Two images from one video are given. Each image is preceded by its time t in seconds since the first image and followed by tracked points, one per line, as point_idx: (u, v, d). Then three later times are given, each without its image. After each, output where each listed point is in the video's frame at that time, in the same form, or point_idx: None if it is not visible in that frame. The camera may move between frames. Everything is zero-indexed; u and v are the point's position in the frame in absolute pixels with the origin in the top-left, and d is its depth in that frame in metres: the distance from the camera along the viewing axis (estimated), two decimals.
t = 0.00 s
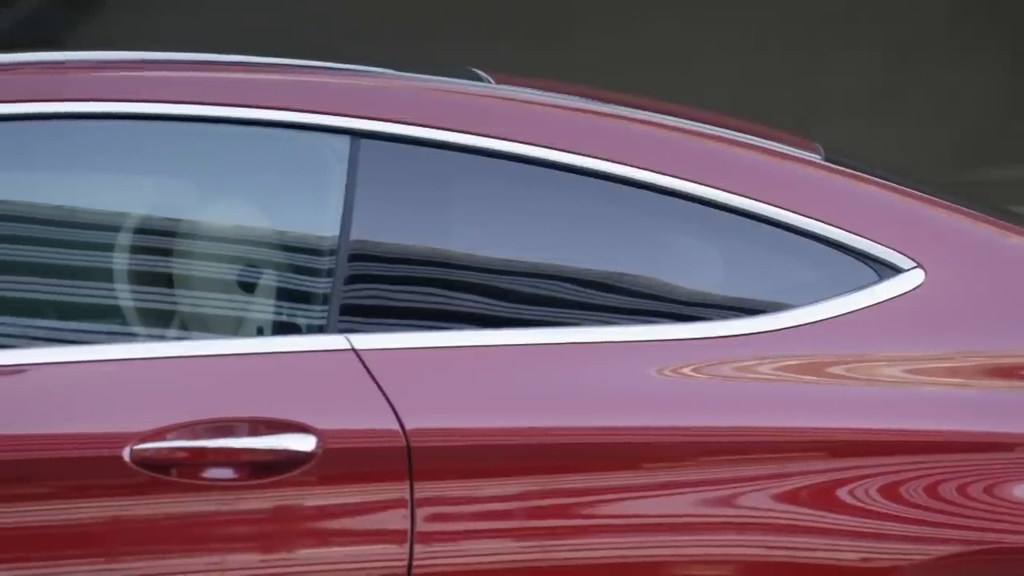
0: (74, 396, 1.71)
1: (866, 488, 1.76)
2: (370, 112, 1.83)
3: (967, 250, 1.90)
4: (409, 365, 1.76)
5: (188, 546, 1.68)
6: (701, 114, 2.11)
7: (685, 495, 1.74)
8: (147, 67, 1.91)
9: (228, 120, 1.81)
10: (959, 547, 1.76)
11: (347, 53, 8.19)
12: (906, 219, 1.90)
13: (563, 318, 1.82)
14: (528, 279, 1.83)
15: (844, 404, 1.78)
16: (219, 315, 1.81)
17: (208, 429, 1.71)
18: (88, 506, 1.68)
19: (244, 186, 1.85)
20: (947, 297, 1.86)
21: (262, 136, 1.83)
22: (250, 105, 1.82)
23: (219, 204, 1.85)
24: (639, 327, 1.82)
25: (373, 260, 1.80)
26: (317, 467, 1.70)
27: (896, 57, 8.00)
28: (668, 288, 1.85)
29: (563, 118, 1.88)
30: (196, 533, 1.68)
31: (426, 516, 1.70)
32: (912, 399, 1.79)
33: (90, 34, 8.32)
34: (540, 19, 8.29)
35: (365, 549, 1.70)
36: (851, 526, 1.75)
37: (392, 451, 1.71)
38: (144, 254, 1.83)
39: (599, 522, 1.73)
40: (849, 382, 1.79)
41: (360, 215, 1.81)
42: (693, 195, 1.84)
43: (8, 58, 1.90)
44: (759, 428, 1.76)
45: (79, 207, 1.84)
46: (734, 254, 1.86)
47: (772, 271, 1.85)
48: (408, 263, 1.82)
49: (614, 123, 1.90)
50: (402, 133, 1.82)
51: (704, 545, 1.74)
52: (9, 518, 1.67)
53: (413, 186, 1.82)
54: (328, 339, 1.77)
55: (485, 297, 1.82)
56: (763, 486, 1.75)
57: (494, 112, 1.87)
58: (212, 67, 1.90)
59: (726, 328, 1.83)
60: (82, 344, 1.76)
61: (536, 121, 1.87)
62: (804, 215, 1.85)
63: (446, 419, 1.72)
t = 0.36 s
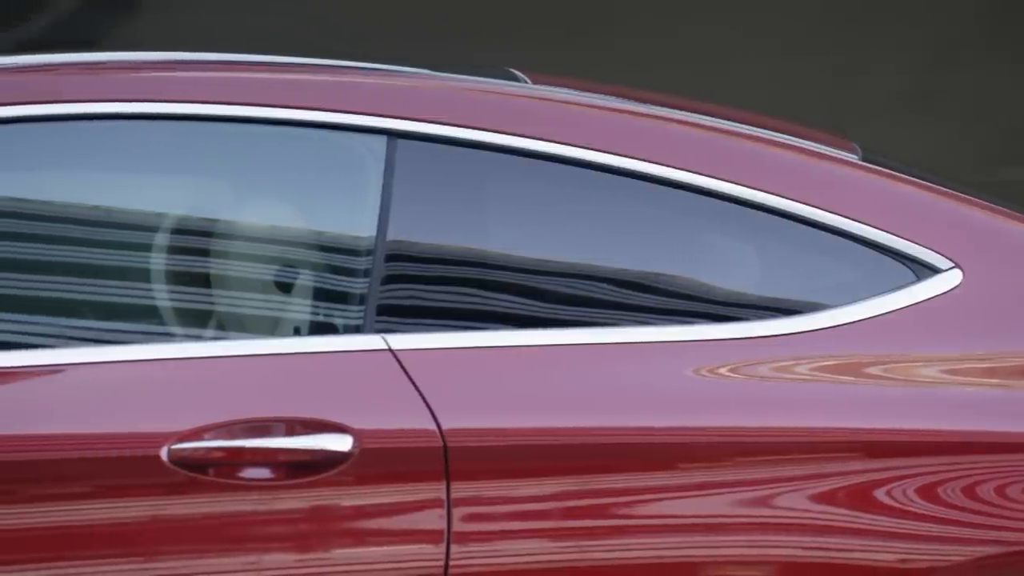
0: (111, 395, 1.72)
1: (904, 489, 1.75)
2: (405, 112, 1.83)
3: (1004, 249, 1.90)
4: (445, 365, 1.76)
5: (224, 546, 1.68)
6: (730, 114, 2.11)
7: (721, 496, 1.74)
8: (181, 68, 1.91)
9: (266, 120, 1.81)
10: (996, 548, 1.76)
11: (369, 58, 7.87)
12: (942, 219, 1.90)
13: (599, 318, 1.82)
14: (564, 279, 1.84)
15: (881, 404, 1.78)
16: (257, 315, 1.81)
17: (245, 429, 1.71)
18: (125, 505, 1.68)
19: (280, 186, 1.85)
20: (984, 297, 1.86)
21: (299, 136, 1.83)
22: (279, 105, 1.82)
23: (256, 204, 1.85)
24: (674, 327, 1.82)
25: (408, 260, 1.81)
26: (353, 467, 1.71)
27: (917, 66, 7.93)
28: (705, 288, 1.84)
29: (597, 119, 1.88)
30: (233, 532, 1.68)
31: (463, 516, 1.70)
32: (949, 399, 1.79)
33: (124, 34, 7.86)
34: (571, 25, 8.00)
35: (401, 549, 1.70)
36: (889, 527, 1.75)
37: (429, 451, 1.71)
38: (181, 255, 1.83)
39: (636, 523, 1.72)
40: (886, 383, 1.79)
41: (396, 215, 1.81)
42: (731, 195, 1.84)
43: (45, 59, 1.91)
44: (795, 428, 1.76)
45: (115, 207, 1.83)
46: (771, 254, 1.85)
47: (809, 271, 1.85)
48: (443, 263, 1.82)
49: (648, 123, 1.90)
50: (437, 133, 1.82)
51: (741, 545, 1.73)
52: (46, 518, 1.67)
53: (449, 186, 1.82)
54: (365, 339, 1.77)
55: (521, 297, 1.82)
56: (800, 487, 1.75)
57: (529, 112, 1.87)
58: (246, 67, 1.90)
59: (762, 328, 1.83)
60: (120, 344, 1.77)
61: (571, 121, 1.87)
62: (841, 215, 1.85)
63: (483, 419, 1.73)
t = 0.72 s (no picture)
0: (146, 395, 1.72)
1: (940, 489, 1.76)
2: (439, 112, 1.83)
3: None
4: (480, 365, 1.76)
5: (260, 545, 1.69)
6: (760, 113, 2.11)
7: (755, 496, 1.74)
8: (214, 68, 1.91)
9: (302, 120, 1.82)
10: None
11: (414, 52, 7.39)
12: (977, 219, 1.90)
13: (633, 318, 1.82)
14: (599, 279, 1.84)
15: (917, 405, 1.77)
16: (292, 315, 1.81)
17: (280, 429, 1.72)
18: (161, 505, 1.68)
19: (314, 186, 1.86)
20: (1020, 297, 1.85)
21: (333, 136, 1.83)
22: (312, 105, 1.82)
23: (291, 204, 1.85)
24: (709, 327, 1.82)
25: (443, 260, 1.81)
26: (388, 467, 1.71)
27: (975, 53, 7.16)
28: (739, 288, 1.84)
29: (631, 119, 1.88)
30: (269, 532, 1.69)
31: (498, 516, 1.71)
32: (985, 399, 1.79)
33: (152, 31, 7.43)
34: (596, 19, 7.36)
35: (436, 549, 1.70)
36: (924, 527, 1.75)
37: (463, 451, 1.71)
38: (216, 255, 1.83)
39: (670, 523, 1.72)
40: (923, 383, 1.79)
41: (431, 215, 1.82)
42: (766, 195, 1.84)
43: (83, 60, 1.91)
44: (830, 429, 1.75)
45: (150, 207, 1.83)
46: (806, 254, 1.85)
47: (844, 271, 1.85)
48: (477, 263, 1.82)
49: (682, 123, 1.90)
50: (472, 132, 1.82)
51: (775, 546, 1.73)
52: (83, 517, 1.68)
53: (484, 186, 1.83)
54: (400, 339, 1.77)
55: (555, 297, 1.82)
56: (834, 488, 1.75)
57: (564, 112, 1.87)
58: (279, 67, 1.90)
59: (797, 328, 1.82)
60: (156, 344, 1.77)
61: (605, 121, 1.87)
62: (877, 215, 1.85)
63: (518, 419, 1.73)
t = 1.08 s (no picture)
0: (183, 394, 1.72)
1: (976, 490, 1.76)
2: (475, 111, 1.83)
3: None
4: (516, 364, 1.76)
5: (296, 544, 1.69)
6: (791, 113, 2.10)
7: (791, 497, 1.74)
8: (251, 68, 1.91)
9: (339, 120, 1.82)
10: None
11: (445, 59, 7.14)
12: (1014, 218, 1.89)
13: (668, 318, 1.82)
14: (635, 279, 1.83)
15: (954, 405, 1.77)
16: (328, 315, 1.81)
17: (316, 429, 1.72)
18: (198, 504, 1.69)
19: (351, 186, 1.86)
20: None
21: (370, 136, 1.83)
22: (348, 105, 1.82)
23: (327, 204, 1.85)
24: (745, 327, 1.82)
25: (479, 260, 1.81)
26: (422, 467, 1.71)
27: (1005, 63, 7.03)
28: (776, 288, 1.84)
29: (667, 119, 1.88)
30: (305, 531, 1.69)
31: (534, 516, 1.71)
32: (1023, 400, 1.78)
33: (186, 31, 7.22)
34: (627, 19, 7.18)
35: (472, 548, 1.71)
36: (960, 528, 1.75)
37: (499, 451, 1.71)
38: (253, 255, 1.83)
39: (706, 524, 1.72)
40: (961, 384, 1.78)
41: (466, 215, 1.82)
42: (803, 195, 1.83)
43: (121, 61, 1.92)
44: (866, 429, 1.75)
45: (186, 207, 1.84)
46: (843, 253, 1.85)
47: (881, 271, 1.85)
48: (513, 263, 1.82)
49: (717, 123, 1.90)
50: (508, 132, 1.82)
51: (811, 546, 1.73)
52: (121, 516, 1.68)
53: (521, 187, 1.83)
54: (436, 339, 1.77)
55: (591, 297, 1.82)
56: (870, 489, 1.74)
57: (600, 113, 1.87)
58: (315, 67, 1.90)
59: (834, 328, 1.82)
60: (193, 344, 1.77)
61: (641, 121, 1.86)
62: (914, 215, 1.84)
63: (554, 419, 1.73)
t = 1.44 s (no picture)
0: (218, 394, 1.72)
1: (1013, 490, 1.75)
2: (509, 111, 1.83)
3: None
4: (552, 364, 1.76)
5: (332, 544, 1.69)
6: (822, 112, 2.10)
7: (826, 498, 1.73)
8: (286, 67, 1.91)
9: (374, 120, 1.82)
10: None
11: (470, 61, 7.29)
12: None
13: (704, 318, 1.82)
14: (670, 279, 1.83)
15: (990, 406, 1.77)
16: (364, 315, 1.82)
17: (352, 429, 1.72)
18: (234, 503, 1.69)
19: (386, 186, 1.86)
20: None
21: (406, 136, 1.83)
22: (384, 105, 1.82)
23: (362, 204, 1.85)
24: (780, 326, 1.82)
25: (513, 260, 1.81)
26: (458, 467, 1.71)
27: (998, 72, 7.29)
28: (812, 288, 1.84)
29: (703, 118, 1.88)
30: (341, 531, 1.70)
31: (569, 516, 1.71)
32: None
33: (221, 31, 7.40)
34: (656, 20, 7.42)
35: (508, 549, 1.70)
36: (997, 529, 1.75)
37: (534, 451, 1.71)
38: (288, 255, 1.84)
39: (742, 524, 1.72)
40: (998, 384, 1.79)
41: (502, 216, 1.82)
42: (840, 194, 1.83)
43: (157, 61, 1.93)
44: (902, 429, 1.75)
45: (222, 206, 1.84)
46: (879, 254, 1.85)
47: (917, 271, 1.85)
48: (547, 263, 1.82)
49: (753, 123, 1.90)
50: (545, 132, 1.82)
51: (847, 547, 1.72)
52: (157, 516, 1.69)
53: (556, 187, 1.82)
54: (472, 339, 1.77)
55: (626, 298, 1.82)
56: (906, 489, 1.74)
57: (635, 112, 1.87)
58: (349, 67, 1.91)
59: (871, 328, 1.82)
60: (230, 343, 1.77)
61: (676, 121, 1.86)
62: (951, 215, 1.84)
63: (590, 418, 1.73)
